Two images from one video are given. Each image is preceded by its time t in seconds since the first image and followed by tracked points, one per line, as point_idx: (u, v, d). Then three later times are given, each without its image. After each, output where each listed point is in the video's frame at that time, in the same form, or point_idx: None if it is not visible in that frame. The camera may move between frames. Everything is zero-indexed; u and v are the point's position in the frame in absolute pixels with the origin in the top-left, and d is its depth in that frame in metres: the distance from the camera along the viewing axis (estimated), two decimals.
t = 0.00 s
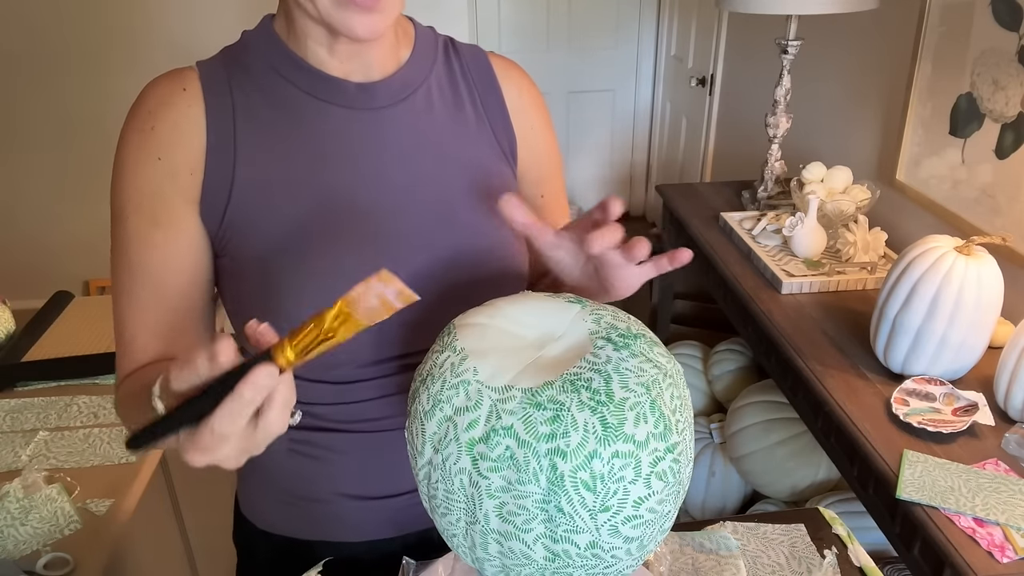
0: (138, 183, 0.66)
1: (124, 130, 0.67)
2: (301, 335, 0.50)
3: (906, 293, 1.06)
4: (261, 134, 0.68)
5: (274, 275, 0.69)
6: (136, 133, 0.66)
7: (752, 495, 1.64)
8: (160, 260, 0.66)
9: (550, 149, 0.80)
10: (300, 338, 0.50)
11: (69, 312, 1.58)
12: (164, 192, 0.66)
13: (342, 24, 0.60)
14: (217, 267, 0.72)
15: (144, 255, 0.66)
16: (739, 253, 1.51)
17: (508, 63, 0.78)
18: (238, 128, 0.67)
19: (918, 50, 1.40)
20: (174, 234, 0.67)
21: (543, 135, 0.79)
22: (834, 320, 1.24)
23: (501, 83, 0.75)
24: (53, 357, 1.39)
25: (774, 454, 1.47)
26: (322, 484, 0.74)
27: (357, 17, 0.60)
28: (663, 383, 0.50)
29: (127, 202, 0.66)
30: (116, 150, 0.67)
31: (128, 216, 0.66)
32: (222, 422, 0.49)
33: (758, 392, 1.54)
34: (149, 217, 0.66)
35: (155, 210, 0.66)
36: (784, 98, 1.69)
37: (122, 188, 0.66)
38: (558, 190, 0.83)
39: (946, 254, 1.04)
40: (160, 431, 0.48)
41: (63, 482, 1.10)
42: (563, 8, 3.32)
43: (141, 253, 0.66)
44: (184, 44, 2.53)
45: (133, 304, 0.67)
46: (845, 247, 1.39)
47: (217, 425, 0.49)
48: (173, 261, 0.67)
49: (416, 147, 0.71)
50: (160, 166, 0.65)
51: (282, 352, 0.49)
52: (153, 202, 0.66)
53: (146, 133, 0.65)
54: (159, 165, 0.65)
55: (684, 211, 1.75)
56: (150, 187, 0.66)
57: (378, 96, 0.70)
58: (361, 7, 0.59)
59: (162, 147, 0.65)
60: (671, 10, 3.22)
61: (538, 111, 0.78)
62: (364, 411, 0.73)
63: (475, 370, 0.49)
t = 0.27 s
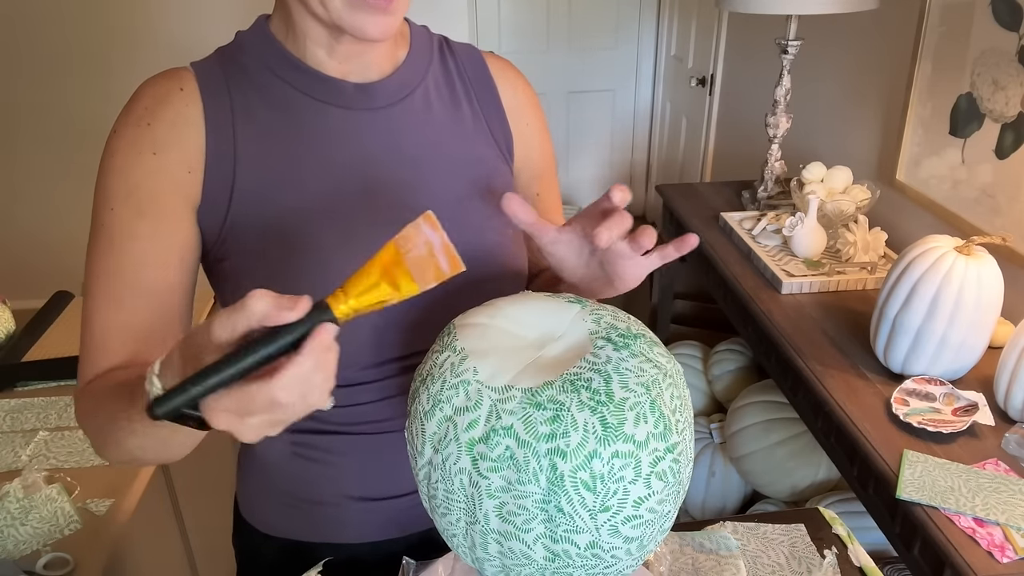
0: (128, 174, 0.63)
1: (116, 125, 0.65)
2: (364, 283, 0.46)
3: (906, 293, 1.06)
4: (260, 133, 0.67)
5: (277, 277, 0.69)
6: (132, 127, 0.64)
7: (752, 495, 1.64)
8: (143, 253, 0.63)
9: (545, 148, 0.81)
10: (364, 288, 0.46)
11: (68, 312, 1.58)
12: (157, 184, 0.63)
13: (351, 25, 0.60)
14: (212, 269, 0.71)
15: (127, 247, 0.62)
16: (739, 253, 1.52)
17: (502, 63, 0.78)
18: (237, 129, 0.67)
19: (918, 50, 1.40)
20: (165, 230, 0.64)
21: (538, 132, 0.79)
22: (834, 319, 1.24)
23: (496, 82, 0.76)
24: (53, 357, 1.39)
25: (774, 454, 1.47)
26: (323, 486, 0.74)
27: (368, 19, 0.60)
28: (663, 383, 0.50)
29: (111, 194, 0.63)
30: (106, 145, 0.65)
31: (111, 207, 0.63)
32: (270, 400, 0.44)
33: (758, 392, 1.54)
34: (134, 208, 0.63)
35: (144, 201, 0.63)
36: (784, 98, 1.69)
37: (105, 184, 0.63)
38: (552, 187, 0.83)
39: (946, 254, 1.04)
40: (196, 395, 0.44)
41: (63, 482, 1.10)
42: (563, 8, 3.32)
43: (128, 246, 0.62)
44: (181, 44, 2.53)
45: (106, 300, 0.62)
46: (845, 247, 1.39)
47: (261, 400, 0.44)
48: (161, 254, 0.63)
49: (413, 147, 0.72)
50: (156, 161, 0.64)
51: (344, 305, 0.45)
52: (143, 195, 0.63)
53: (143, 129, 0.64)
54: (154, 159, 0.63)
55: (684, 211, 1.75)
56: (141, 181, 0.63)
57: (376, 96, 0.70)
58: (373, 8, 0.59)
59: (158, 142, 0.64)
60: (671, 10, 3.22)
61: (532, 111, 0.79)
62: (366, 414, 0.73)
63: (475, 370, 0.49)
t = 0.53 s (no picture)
0: (127, 176, 0.62)
1: (113, 126, 0.64)
2: (420, 290, 0.50)
3: (906, 294, 1.06)
4: (259, 135, 0.67)
5: (275, 278, 0.70)
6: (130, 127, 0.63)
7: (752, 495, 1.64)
8: (149, 255, 0.62)
9: (543, 147, 0.81)
10: (422, 295, 0.49)
11: (68, 312, 1.58)
12: (157, 185, 0.62)
13: (352, 26, 0.60)
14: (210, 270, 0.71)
15: (132, 249, 0.61)
16: (739, 253, 1.51)
17: (500, 63, 0.78)
18: (237, 130, 0.66)
19: (918, 50, 1.40)
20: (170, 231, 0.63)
21: (537, 133, 0.79)
22: (834, 319, 1.24)
23: (496, 83, 0.76)
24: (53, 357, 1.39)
25: (774, 454, 1.47)
26: (323, 487, 0.74)
27: (370, 19, 0.60)
28: (663, 383, 0.50)
29: (113, 195, 0.62)
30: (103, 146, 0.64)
31: (112, 209, 0.62)
32: (333, 378, 0.45)
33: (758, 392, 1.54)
34: (137, 208, 0.61)
35: (145, 202, 0.62)
36: (784, 98, 1.69)
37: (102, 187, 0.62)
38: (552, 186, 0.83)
39: (946, 254, 1.04)
40: (278, 373, 0.41)
41: (63, 482, 1.10)
42: (563, 8, 3.31)
43: (130, 249, 0.61)
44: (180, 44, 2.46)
45: (111, 302, 0.61)
46: (845, 247, 1.39)
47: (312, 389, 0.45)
48: (166, 255, 0.62)
49: (412, 148, 0.72)
50: (155, 161, 0.63)
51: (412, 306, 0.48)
52: (144, 195, 0.62)
53: (143, 130, 0.63)
54: (154, 160, 0.62)
55: (684, 211, 1.75)
56: (144, 182, 0.62)
57: (375, 98, 0.70)
58: (374, 8, 0.59)
59: (157, 142, 0.63)
60: (671, 10, 3.22)
61: (531, 110, 0.79)
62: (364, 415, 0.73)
63: (475, 370, 0.49)
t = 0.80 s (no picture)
0: (131, 173, 0.62)
1: (118, 123, 0.64)
2: (448, 295, 0.49)
3: (906, 294, 1.06)
4: (264, 135, 0.67)
5: (281, 279, 0.70)
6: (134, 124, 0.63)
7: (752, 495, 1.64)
8: (153, 253, 0.61)
9: (546, 148, 0.81)
10: (446, 297, 0.49)
11: (68, 312, 1.58)
12: (162, 183, 0.62)
13: (359, 27, 0.61)
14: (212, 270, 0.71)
15: (136, 246, 0.60)
16: (739, 253, 1.52)
17: (504, 63, 0.78)
18: (243, 130, 0.66)
19: (918, 50, 1.40)
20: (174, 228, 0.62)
21: (540, 135, 0.79)
22: (834, 319, 1.24)
23: (499, 84, 0.76)
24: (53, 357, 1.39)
25: (774, 454, 1.47)
26: (324, 487, 0.74)
27: (375, 20, 0.60)
28: (663, 383, 0.50)
29: (116, 191, 0.61)
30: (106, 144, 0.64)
31: (115, 205, 0.61)
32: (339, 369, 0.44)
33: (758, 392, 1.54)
34: (141, 205, 0.61)
35: (150, 199, 0.61)
36: (784, 98, 1.69)
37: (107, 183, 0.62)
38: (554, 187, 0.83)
39: (946, 254, 1.04)
40: (280, 352, 0.42)
41: (63, 482, 1.10)
42: (563, 8, 3.31)
43: (134, 246, 0.60)
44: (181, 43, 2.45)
45: (114, 300, 0.60)
46: (845, 247, 1.39)
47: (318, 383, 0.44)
48: (169, 251, 0.62)
49: (417, 149, 0.72)
50: (160, 158, 0.62)
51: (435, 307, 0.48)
52: (147, 192, 0.61)
53: (148, 127, 0.63)
54: (158, 157, 0.62)
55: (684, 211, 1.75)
56: (147, 179, 0.62)
57: (380, 98, 0.70)
58: (381, 9, 0.60)
59: (162, 139, 0.63)
60: (671, 11, 3.22)
61: (534, 111, 0.79)
62: (365, 415, 0.73)
63: (475, 369, 0.49)
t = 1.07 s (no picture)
0: (135, 174, 0.61)
1: (120, 123, 0.63)
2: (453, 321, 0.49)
3: (907, 293, 1.06)
4: (268, 132, 0.67)
5: (282, 278, 0.70)
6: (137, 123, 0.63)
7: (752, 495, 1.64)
8: (161, 256, 0.61)
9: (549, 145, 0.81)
10: (452, 325, 0.49)
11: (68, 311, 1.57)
12: (167, 185, 0.62)
13: (366, 28, 0.61)
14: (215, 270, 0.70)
15: (142, 249, 0.60)
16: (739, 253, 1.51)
17: (507, 61, 0.78)
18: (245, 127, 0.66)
19: (918, 50, 1.40)
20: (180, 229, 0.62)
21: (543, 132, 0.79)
22: (834, 319, 1.24)
23: (501, 82, 0.76)
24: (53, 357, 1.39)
25: (774, 454, 1.47)
26: (326, 487, 0.74)
27: (381, 22, 0.60)
28: (663, 382, 0.50)
29: (121, 194, 0.61)
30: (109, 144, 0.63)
31: (121, 208, 0.61)
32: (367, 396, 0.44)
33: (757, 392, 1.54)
34: (145, 206, 0.61)
35: (155, 202, 0.61)
36: (784, 98, 1.69)
37: (110, 183, 0.62)
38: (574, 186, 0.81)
39: (946, 254, 1.04)
40: (321, 406, 0.41)
41: (63, 482, 1.10)
42: (563, 8, 3.31)
43: (140, 248, 0.60)
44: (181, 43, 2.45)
45: (120, 303, 0.60)
46: (845, 247, 1.39)
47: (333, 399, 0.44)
48: (175, 253, 0.62)
49: (420, 146, 0.72)
50: (164, 158, 0.62)
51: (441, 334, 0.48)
52: (151, 194, 0.61)
53: (151, 127, 0.63)
54: (162, 157, 0.62)
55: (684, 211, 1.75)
56: (151, 180, 0.62)
57: (382, 95, 0.70)
58: (387, 10, 0.59)
59: (165, 139, 0.62)
60: (671, 10, 3.22)
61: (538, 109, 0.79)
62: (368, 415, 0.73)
63: (475, 370, 0.49)
